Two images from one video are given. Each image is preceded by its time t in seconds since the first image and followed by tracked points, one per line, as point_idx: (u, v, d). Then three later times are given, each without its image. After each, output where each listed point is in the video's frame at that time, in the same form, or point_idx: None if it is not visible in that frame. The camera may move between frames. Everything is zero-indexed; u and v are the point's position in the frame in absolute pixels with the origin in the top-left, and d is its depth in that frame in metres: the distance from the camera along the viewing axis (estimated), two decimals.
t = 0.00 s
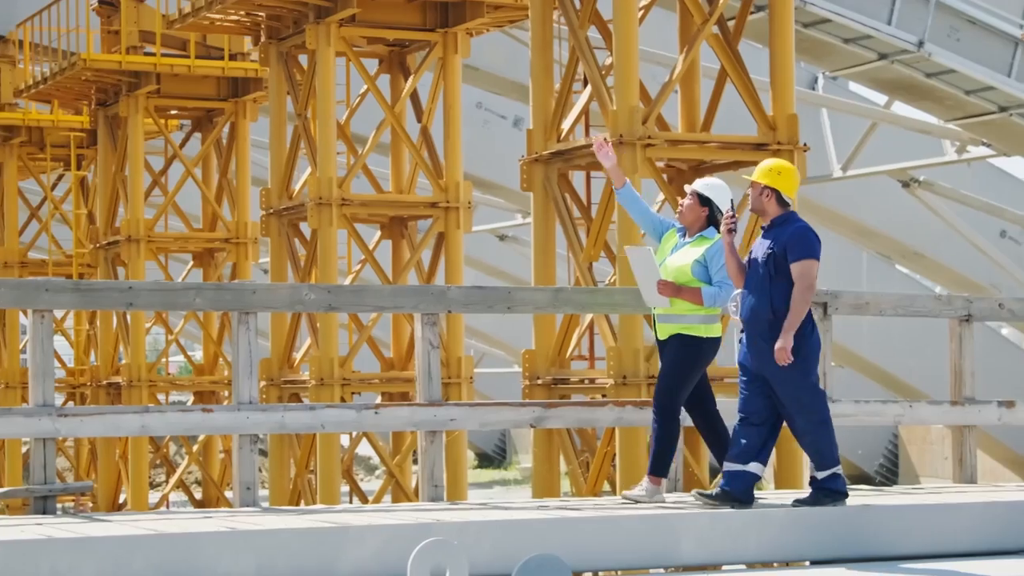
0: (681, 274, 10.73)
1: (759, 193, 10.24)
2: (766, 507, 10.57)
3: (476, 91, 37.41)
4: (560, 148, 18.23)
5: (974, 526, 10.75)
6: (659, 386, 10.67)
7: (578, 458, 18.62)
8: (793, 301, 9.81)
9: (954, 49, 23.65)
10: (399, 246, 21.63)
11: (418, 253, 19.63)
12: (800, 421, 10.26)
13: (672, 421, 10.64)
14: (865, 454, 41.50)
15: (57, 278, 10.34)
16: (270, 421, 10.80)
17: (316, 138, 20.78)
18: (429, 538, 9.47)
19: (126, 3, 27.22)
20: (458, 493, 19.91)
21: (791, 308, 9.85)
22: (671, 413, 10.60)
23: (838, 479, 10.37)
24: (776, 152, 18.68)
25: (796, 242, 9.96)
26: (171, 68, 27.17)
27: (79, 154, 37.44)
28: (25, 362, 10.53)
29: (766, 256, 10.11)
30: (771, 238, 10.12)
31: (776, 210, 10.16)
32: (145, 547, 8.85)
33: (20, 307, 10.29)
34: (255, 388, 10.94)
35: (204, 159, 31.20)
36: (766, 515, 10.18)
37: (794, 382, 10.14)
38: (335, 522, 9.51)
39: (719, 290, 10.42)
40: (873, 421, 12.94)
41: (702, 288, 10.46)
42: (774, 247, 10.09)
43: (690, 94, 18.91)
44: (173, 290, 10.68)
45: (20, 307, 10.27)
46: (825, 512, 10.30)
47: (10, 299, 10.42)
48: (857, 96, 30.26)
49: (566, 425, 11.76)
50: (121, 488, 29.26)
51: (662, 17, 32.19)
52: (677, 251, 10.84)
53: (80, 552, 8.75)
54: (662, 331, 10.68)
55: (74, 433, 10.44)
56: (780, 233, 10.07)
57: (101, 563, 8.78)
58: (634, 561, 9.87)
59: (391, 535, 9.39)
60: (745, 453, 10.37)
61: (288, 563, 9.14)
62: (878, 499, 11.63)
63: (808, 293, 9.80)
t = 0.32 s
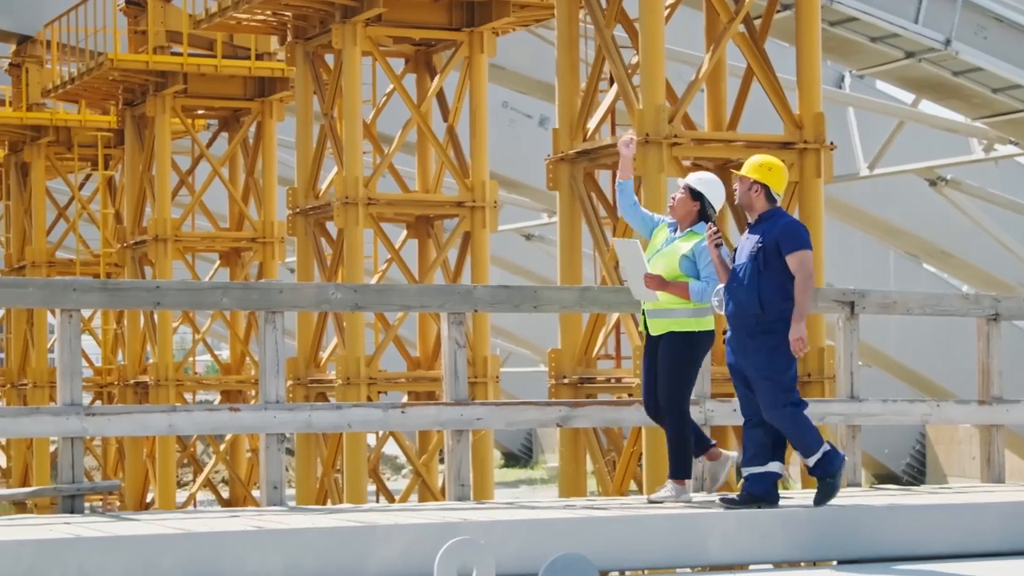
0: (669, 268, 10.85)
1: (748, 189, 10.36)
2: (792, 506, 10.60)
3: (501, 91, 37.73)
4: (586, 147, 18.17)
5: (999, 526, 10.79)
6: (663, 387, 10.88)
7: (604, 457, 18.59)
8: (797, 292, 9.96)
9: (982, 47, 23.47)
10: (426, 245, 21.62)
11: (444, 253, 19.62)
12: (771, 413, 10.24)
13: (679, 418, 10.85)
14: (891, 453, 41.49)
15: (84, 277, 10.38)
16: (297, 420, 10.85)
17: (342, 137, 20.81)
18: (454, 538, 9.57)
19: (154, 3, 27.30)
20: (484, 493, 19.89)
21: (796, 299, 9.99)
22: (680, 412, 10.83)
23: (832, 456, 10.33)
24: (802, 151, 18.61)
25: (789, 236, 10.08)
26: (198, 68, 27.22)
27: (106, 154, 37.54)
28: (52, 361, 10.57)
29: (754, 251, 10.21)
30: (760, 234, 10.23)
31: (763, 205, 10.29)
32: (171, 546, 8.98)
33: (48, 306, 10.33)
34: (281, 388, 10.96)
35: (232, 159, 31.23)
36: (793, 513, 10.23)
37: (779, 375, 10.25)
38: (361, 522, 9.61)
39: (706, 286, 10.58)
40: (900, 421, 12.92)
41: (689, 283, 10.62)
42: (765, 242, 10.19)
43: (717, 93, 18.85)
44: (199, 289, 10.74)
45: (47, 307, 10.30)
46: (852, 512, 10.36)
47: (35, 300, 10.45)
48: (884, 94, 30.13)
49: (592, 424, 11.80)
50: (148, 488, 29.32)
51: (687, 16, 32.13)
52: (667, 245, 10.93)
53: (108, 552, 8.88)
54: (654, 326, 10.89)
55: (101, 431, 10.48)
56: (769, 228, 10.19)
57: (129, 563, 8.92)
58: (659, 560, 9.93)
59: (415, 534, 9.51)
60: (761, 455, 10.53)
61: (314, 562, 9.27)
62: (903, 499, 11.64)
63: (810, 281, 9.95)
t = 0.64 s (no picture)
0: (671, 272, 10.75)
1: (751, 189, 10.34)
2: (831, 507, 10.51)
3: (537, 90, 37.51)
4: (624, 147, 18.33)
5: None
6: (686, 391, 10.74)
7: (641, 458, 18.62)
8: (796, 294, 9.97)
9: (1019, 46, 23.36)
10: (462, 245, 21.63)
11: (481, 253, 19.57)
12: (750, 405, 10.19)
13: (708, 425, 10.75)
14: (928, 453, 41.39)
15: (123, 278, 10.40)
16: (334, 420, 10.83)
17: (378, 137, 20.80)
18: (492, 538, 9.52)
19: (191, 4, 27.41)
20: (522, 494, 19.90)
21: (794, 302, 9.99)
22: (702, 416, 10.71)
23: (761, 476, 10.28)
24: (840, 151, 18.55)
25: (792, 239, 10.10)
26: (235, 68, 27.30)
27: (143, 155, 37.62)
28: (91, 361, 10.63)
29: (757, 252, 10.25)
30: (762, 236, 10.26)
31: (767, 205, 10.27)
32: (210, 546, 8.91)
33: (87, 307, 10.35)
34: (318, 388, 10.95)
35: (270, 160, 31.26)
36: (831, 515, 10.17)
37: (765, 372, 10.16)
38: (400, 522, 9.56)
39: (711, 285, 10.43)
40: (940, 421, 12.80)
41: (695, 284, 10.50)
42: (768, 245, 10.22)
43: (753, 93, 18.81)
44: (237, 290, 10.71)
45: (86, 308, 10.30)
46: (891, 513, 10.30)
47: (73, 300, 10.47)
48: (921, 92, 29.95)
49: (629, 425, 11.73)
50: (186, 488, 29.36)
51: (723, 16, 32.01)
52: (667, 248, 10.86)
53: (146, 550, 8.79)
54: (661, 332, 10.81)
55: (139, 431, 10.51)
56: (771, 230, 10.22)
57: (167, 562, 8.85)
58: (698, 560, 9.89)
59: (454, 535, 9.45)
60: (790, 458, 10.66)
61: (352, 563, 9.19)
62: (941, 499, 11.55)
63: (811, 285, 9.93)
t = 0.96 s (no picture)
0: (668, 272, 10.67)
1: (755, 190, 10.27)
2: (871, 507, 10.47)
3: (576, 92, 37.46)
4: (663, 148, 18.34)
5: None
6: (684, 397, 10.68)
7: (681, 459, 18.74)
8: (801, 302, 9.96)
9: None
10: (501, 245, 21.66)
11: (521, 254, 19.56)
12: (746, 412, 10.21)
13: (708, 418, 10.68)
14: (969, 454, 41.25)
15: (163, 279, 10.45)
16: (374, 421, 10.85)
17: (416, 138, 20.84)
18: (530, 539, 9.58)
19: (231, 7, 27.53)
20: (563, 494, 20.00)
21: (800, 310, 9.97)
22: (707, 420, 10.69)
23: (750, 487, 10.14)
24: (880, 151, 18.48)
25: (792, 245, 10.08)
26: (275, 70, 27.35)
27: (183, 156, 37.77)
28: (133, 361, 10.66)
29: (755, 257, 10.24)
30: (764, 239, 10.23)
31: (772, 208, 10.23)
32: (250, 545, 9.02)
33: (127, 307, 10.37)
34: (359, 389, 10.98)
35: (311, 162, 31.32)
36: (871, 517, 10.11)
37: (760, 378, 10.18)
38: (438, 523, 9.64)
39: (711, 287, 10.41)
40: (983, 422, 12.69)
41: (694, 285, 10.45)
42: (767, 249, 10.20)
43: (794, 92, 18.77)
44: (278, 291, 10.78)
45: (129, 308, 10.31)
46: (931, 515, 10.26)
47: (115, 302, 10.50)
48: (961, 92, 29.78)
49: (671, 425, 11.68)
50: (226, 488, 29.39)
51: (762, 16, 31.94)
52: (664, 249, 10.79)
53: (188, 551, 8.91)
54: (655, 331, 10.71)
55: (180, 433, 10.45)
56: (773, 234, 10.19)
57: (209, 562, 8.96)
58: (739, 561, 9.87)
59: (493, 536, 9.51)
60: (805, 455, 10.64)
61: (392, 565, 9.28)
62: (980, 500, 11.51)
63: (812, 295, 9.92)
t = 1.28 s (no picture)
0: (678, 270, 10.41)
1: (762, 184, 9.97)
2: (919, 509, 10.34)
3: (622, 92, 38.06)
4: (706, 149, 18.34)
5: None
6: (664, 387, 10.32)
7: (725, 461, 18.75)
8: (785, 291, 9.59)
9: None
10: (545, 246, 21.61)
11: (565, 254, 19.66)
12: (778, 418, 10.01)
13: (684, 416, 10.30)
14: (1015, 454, 41.10)
15: (209, 280, 10.37)
16: (419, 421, 10.77)
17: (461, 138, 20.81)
18: (576, 540, 9.41)
19: (276, 8, 27.61)
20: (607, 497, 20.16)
21: (782, 300, 9.61)
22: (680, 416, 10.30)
23: (794, 488, 9.97)
24: (926, 151, 18.43)
25: (793, 235, 9.73)
26: (320, 72, 27.43)
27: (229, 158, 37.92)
28: (178, 362, 10.60)
29: (760, 250, 9.95)
30: (768, 232, 9.92)
31: (778, 200, 9.92)
32: (295, 546, 8.84)
33: (173, 308, 10.26)
34: (403, 389, 10.89)
35: (356, 164, 31.40)
36: (916, 519, 10.00)
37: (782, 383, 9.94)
38: (484, 523, 9.48)
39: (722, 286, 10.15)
40: None
41: (704, 283, 10.22)
42: (772, 241, 9.89)
43: (839, 92, 18.73)
44: (323, 292, 10.72)
45: (174, 310, 10.28)
46: (979, 518, 10.13)
47: (160, 303, 10.42)
48: (1008, 92, 29.56)
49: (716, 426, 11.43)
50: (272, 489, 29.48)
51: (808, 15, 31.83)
52: (674, 247, 10.51)
53: (234, 551, 8.75)
54: (667, 330, 10.35)
55: (226, 433, 10.43)
56: (777, 226, 9.85)
57: (255, 563, 8.79)
58: (786, 562, 9.70)
59: (539, 536, 9.35)
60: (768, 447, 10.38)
61: (437, 565, 9.15)
62: None
63: (798, 286, 9.57)
